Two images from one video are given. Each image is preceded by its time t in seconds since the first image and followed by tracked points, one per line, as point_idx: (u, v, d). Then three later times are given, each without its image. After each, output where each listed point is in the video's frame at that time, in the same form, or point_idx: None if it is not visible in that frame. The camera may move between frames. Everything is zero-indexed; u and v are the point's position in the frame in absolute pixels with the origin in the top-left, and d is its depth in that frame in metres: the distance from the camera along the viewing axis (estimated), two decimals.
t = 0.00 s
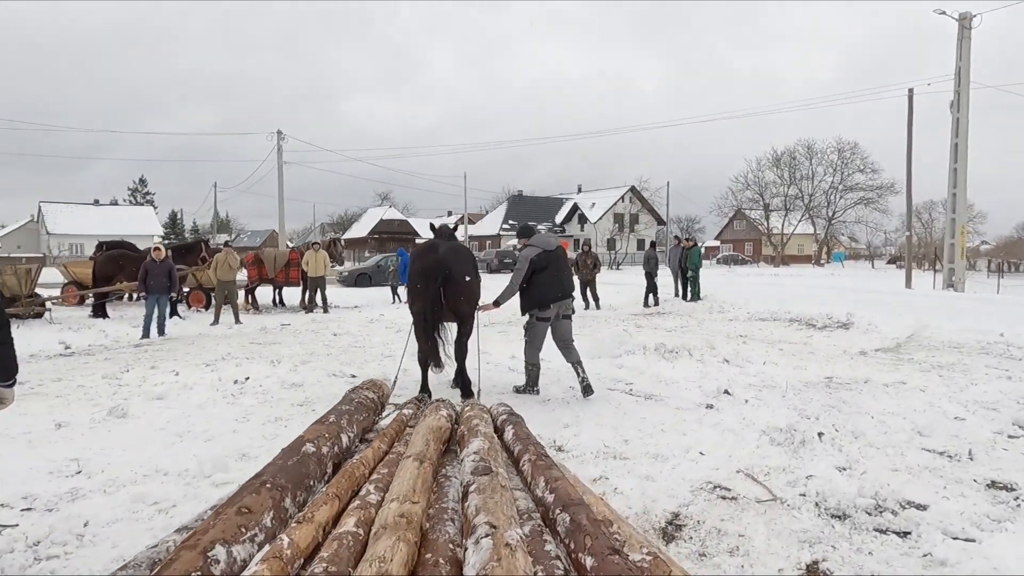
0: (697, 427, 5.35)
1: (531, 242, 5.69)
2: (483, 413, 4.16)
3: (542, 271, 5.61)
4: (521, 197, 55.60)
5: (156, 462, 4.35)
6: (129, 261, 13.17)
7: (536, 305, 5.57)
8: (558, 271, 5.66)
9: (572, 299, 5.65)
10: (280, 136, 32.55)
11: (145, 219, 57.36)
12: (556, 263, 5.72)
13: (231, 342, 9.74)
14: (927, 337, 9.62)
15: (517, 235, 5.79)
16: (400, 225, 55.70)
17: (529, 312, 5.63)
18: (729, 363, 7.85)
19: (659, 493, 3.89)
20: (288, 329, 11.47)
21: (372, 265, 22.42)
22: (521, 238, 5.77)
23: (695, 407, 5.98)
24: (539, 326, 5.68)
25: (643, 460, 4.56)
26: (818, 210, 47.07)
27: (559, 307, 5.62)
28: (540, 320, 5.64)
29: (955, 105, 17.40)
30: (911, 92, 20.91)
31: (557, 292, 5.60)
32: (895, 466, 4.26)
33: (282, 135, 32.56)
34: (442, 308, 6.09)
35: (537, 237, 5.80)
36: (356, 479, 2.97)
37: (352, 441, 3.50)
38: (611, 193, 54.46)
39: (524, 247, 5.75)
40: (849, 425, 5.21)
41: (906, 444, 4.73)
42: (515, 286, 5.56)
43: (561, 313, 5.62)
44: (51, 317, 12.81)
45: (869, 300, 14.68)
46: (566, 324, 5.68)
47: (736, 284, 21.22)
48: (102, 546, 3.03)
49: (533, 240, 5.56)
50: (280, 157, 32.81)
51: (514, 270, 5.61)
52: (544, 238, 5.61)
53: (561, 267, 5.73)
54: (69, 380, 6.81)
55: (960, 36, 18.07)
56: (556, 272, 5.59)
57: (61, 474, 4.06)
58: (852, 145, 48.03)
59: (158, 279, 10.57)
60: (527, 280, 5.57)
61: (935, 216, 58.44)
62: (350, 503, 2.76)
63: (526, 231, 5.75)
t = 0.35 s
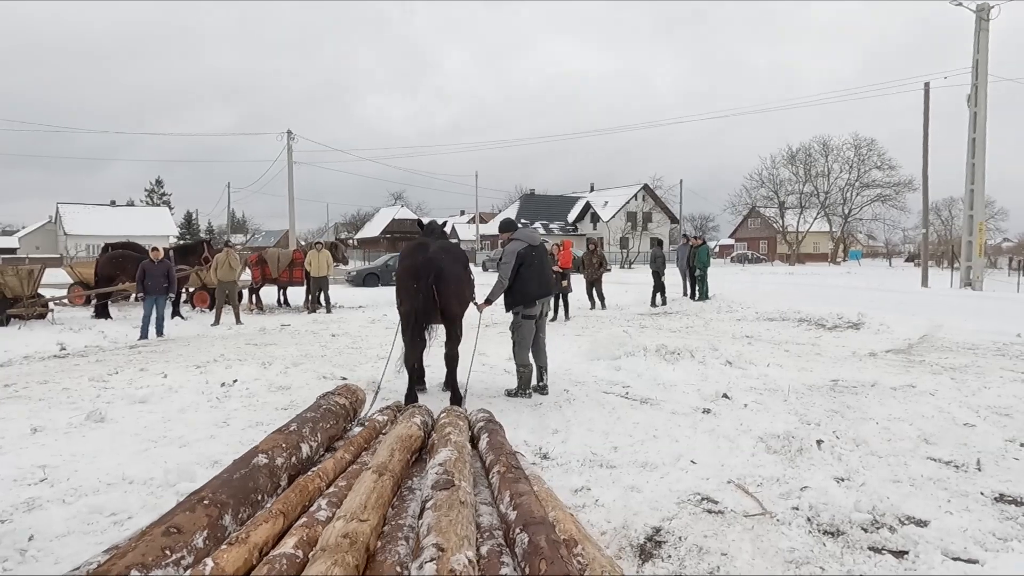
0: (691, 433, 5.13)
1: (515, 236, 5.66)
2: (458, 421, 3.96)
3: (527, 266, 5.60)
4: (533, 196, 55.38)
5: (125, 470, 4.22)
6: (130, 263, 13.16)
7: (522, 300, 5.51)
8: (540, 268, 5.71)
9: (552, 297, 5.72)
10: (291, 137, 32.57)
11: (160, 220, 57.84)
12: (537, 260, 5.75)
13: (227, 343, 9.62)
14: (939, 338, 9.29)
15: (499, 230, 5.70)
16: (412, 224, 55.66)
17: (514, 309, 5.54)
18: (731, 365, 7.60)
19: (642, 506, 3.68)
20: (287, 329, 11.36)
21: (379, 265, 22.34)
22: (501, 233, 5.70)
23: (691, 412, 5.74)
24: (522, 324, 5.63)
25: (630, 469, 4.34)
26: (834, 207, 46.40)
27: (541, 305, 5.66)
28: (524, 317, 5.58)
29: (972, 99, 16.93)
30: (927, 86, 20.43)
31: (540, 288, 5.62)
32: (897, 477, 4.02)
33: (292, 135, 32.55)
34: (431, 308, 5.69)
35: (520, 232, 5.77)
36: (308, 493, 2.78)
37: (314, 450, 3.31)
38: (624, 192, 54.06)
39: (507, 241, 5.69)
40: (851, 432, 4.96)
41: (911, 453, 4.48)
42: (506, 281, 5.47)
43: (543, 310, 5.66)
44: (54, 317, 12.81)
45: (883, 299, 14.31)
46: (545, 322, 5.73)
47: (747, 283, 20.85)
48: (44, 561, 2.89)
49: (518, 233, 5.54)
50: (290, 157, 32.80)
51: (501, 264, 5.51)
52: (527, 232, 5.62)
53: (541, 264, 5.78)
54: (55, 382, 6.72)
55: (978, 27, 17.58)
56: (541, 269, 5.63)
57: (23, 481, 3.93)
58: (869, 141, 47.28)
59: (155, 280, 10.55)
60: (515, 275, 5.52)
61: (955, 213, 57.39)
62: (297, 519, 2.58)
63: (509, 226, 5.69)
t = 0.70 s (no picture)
0: (697, 440, 4.92)
1: (527, 232, 5.50)
2: (447, 426, 3.82)
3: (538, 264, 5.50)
4: (557, 195, 55.08)
5: (113, 473, 4.16)
6: (150, 262, 13.30)
7: (531, 298, 5.41)
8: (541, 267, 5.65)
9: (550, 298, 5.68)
10: (314, 138, 32.75)
11: (190, 220, 58.81)
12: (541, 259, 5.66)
13: (238, 343, 9.61)
14: (970, 340, 8.90)
15: (506, 224, 5.49)
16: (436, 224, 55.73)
17: (523, 306, 5.41)
18: (747, 367, 7.35)
19: (635, 517, 3.49)
20: (301, 329, 11.34)
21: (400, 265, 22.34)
22: (513, 226, 5.51)
23: (699, 417, 5.52)
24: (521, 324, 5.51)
25: (629, 478, 4.15)
26: (865, 205, 45.29)
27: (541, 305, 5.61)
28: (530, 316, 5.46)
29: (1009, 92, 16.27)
30: (962, 80, 19.73)
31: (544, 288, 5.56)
32: (913, 490, 3.77)
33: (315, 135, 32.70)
34: (436, 310, 5.26)
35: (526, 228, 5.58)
36: (273, 504, 2.66)
37: (290, 457, 3.19)
38: (649, 190, 53.47)
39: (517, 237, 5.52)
40: (866, 440, 4.70)
41: (929, 464, 4.22)
42: (527, 277, 5.31)
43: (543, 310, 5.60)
44: (75, 317, 12.96)
45: (912, 299, 13.82)
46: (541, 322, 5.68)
47: (772, 283, 20.37)
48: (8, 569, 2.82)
49: (537, 229, 5.46)
50: (315, 157, 32.96)
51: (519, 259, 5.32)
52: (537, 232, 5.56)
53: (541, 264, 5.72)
54: (62, 382, 6.74)
55: (1015, 18, 16.91)
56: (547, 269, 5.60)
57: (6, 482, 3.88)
58: (902, 137, 46.02)
59: (171, 279, 10.62)
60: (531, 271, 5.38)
61: (992, 211, 55.67)
62: (255, 533, 2.45)
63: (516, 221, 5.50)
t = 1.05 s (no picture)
0: (724, 448, 4.63)
1: (545, 230, 5.29)
2: (448, 434, 3.64)
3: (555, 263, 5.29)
4: (602, 192, 54.45)
5: (121, 476, 4.16)
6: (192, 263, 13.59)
7: (547, 298, 5.19)
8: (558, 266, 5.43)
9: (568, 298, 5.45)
10: (358, 139, 33.16)
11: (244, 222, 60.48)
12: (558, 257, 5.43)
13: (272, 343, 9.68)
14: None
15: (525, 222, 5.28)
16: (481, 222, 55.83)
17: (541, 307, 5.19)
18: (786, 370, 6.96)
19: (644, 534, 3.26)
20: (335, 329, 11.39)
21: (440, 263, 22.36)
22: (531, 223, 5.28)
23: (729, 424, 5.20)
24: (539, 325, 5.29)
25: (644, 489, 3.90)
26: (927, 198, 43.22)
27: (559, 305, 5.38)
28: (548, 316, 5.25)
29: None
30: None
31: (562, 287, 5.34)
32: (957, 510, 3.42)
33: (359, 136, 33.08)
34: (451, 311, 5.09)
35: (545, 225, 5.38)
36: (248, 519, 2.54)
37: (278, 466, 3.08)
38: (697, 185, 52.30)
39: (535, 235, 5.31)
40: (908, 451, 4.33)
41: (978, 479, 3.83)
42: (541, 276, 5.10)
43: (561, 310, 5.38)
44: (123, 317, 13.35)
45: (974, 296, 13.01)
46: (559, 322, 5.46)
47: (824, 279, 19.54)
48: None
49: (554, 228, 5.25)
50: (360, 158, 33.33)
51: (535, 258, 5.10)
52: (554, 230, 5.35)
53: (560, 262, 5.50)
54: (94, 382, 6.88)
55: None
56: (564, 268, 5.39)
57: (15, 484, 3.91)
58: (967, 125, 43.70)
59: (208, 280, 10.80)
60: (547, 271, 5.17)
61: None
62: (222, 551, 2.33)
63: (535, 218, 5.29)
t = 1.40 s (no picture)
0: (732, 458, 4.42)
1: (541, 233, 5.20)
2: (435, 443, 3.52)
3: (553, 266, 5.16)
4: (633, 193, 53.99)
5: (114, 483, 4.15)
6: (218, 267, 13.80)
7: (547, 302, 5.04)
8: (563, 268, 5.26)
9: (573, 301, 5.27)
10: (388, 141, 33.54)
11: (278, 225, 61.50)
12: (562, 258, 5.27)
13: (289, 346, 9.70)
14: None
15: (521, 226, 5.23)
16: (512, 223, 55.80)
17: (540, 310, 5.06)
18: (807, 376, 6.69)
19: (635, 551, 3.09)
20: (354, 331, 11.40)
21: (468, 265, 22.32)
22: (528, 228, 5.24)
23: (741, 433, 4.98)
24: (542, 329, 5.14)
25: (642, 503, 3.73)
26: (972, 196, 41.66)
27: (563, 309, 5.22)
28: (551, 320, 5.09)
29: None
30: None
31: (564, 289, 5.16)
32: (977, 533, 3.16)
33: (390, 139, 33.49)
34: (454, 316, 4.87)
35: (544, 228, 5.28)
36: (209, 532, 2.46)
37: (254, 476, 3.00)
38: (731, 185, 51.37)
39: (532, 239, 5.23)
40: (929, 465, 4.06)
41: (1003, 497, 3.56)
42: (535, 282, 4.96)
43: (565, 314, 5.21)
44: (152, 319, 13.60)
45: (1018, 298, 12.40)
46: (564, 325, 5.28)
47: (860, 280, 18.91)
48: None
49: (550, 231, 5.16)
50: (389, 160, 33.50)
51: (529, 261, 4.99)
52: (550, 232, 5.19)
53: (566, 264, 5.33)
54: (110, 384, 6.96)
55: None
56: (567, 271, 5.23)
57: (9, 489, 3.92)
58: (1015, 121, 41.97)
59: (230, 283, 10.92)
60: (543, 274, 5.04)
61: None
62: (176, 566, 2.25)
63: (532, 220, 5.21)
